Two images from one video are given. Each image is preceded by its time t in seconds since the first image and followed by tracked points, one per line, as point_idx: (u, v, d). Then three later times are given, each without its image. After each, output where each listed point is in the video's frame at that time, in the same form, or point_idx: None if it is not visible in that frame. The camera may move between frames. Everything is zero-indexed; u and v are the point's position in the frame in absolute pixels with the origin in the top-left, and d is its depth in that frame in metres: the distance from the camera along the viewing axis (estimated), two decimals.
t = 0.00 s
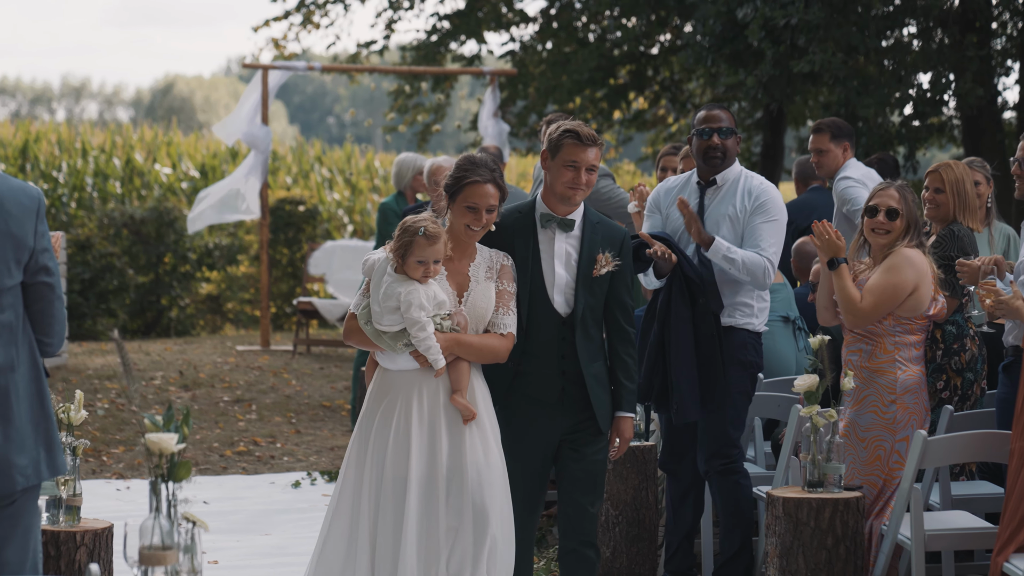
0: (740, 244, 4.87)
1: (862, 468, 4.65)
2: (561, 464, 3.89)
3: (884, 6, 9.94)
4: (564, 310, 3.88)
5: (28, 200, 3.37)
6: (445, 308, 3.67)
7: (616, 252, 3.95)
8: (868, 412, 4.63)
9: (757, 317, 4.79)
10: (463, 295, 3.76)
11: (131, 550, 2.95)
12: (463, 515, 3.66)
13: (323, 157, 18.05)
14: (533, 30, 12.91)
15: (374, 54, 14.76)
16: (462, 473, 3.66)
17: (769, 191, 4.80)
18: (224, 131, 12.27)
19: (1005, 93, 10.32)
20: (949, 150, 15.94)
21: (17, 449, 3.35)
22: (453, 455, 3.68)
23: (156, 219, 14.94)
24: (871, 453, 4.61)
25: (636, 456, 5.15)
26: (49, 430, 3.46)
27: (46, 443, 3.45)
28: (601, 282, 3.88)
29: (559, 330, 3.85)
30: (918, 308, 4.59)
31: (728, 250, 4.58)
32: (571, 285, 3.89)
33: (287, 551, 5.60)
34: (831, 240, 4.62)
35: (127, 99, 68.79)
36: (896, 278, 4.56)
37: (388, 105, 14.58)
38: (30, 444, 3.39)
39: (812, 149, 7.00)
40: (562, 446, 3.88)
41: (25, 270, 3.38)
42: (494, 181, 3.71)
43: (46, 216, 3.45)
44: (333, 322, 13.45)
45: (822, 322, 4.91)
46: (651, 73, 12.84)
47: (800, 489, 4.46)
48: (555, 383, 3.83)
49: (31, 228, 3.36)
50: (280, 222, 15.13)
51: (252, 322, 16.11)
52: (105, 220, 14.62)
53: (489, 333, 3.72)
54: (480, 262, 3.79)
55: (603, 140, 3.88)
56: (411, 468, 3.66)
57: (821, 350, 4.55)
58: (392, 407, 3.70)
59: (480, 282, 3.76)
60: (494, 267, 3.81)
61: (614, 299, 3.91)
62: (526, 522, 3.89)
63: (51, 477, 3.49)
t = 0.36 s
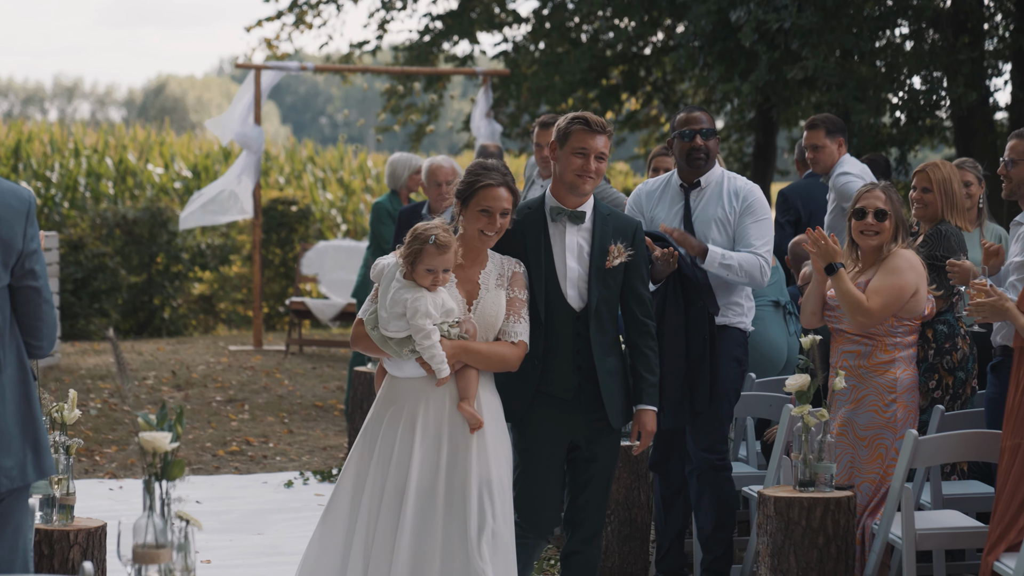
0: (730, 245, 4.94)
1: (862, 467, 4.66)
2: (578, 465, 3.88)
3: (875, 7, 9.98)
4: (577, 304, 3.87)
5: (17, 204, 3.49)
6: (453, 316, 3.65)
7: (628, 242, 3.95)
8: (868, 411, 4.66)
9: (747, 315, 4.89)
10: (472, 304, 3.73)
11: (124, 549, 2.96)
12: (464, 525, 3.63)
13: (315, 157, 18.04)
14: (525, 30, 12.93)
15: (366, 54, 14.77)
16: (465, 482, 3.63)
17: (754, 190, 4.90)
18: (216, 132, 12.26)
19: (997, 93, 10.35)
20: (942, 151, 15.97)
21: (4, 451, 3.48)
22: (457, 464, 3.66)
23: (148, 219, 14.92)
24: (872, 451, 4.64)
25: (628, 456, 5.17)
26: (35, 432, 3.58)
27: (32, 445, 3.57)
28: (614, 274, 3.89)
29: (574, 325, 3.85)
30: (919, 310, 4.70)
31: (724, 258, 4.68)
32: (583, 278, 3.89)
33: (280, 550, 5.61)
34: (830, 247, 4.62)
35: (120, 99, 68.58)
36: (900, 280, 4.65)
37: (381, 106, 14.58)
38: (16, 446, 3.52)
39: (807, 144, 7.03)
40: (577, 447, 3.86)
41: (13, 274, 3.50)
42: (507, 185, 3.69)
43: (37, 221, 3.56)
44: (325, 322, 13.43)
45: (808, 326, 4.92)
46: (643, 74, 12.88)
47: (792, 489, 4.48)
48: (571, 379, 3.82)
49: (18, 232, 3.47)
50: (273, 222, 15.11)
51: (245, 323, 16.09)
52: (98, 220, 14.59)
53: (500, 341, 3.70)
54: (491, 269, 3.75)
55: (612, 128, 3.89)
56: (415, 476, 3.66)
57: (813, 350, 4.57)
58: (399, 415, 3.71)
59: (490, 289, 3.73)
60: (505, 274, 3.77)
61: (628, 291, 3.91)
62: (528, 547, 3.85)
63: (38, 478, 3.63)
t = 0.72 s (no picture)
0: (723, 245, 4.98)
1: (861, 465, 4.69)
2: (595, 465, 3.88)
3: (868, 8, 10.01)
4: (588, 305, 3.89)
5: (8, 206, 3.50)
6: (468, 315, 3.61)
7: (637, 241, 3.96)
8: (865, 409, 4.70)
9: (740, 316, 4.90)
10: (490, 305, 3.71)
11: (118, 548, 2.96)
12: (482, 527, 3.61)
13: (309, 158, 18.04)
14: (519, 31, 12.94)
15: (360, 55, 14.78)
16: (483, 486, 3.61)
17: (744, 189, 4.94)
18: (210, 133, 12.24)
19: (988, 95, 10.38)
20: (935, 151, 16.00)
21: None
22: (476, 467, 3.63)
23: (142, 219, 14.90)
24: (871, 447, 4.68)
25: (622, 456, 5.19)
26: (25, 432, 3.60)
27: (21, 444, 3.60)
28: (623, 274, 3.89)
29: (586, 326, 3.87)
30: (909, 305, 4.75)
31: (717, 266, 4.75)
32: (592, 280, 3.91)
33: (273, 550, 5.62)
34: (826, 250, 4.68)
35: (113, 100, 68.41)
36: (894, 278, 4.71)
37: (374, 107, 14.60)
38: (6, 447, 3.54)
39: (804, 140, 7.04)
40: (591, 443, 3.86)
41: (5, 275, 3.51)
42: (529, 183, 3.67)
43: (28, 222, 3.57)
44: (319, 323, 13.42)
45: (795, 323, 4.96)
46: (636, 75, 12.91)
47: (784, 489, 4.50)
48: (582, 382, 3.82)
49: (9, 234, 3.48)
50: (266, 223, 15.09)
51: (239, 324, 16.09)
52: (91, 221, 14.56)
53: (519, 343, 3.67)
54: (508, 269, 3.73)
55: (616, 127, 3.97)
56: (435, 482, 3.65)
57: (805, 350, 4.58)
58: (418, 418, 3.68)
59: (508, 290, 3.71)
60: (523, 274, 3.74)
61: (638, 291, 3.92)
62: (563, 536, 3.68)
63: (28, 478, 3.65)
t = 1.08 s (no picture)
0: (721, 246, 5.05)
1: (859, 463, 4.72)
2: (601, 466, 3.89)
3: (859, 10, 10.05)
4: (598, 307, 3.90)
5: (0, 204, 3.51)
6: (483, 314, 3.59)
7: (647, 242, 3.95)
8: (863, 407, 4.72)
9: (734, 319, 4.93)
10: (505, 304, 3.69)
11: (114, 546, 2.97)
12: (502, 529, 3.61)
13: (302, 159, 18.02)
14: (512, 32, 12.96)
15: (352, 56, 14.78)
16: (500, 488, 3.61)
17: (742, 192, 5.04)
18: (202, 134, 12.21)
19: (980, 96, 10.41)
20: (927, 152, 16.03)
21: None
22: (492, 468, 3.62)
23: (135, 220, 14.86)
24: (869, 446, 4.70)
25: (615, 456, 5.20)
26: (19, 430, 3.60)
27: (16, 442, 3.60)
28: (633, 275, 3.89)
29: (597, 327, 3.87)
30: (901, 305, 4.77)
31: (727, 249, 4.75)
32: (602, 281, 3.91)
33: (267, 550, 5.63)
34: (826, 245, 4.68)
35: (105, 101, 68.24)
36: (886, 277, 4.73)
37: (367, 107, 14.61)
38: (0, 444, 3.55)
39: (798, 145, 7.05)
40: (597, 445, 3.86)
41: None
42: (543, 178, 3.66)
43: (20, 220, 3.59)
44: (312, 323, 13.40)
45: (787, 327, 4.97)
46: (629, 76, 12.93)
47: (776, 489, 4.52)
48: (593, 384, 3.83)
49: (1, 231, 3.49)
50: (259, 223, 15.07)
51: (231, 324, 16.09)
52: (84, 221, 14.51)
53: (535, 341, 3.64)
54: (523, 266, 3.71)
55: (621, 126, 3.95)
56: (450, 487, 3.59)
57: (797, 350, 4.60)
58: (433, 419, 3.66)
59: (522, 288, 3.69)
60: (538, 271, 3.72)
61: (647, 293, 3.91)
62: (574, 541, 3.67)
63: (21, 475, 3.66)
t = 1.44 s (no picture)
0: (720, 250, 5.08)
1: (851, 459, 4.74)
2: (611, 476, 3.75)
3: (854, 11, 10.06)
4: (605, 313, 3.81)
5: None
6: (493, 318, 3.49)
7: (654, 247, 3.88)
8: (857, 407, 4.75)
9: (734, 319, 4.96)
10: (514, 306, 3.59)
11: (109, 545, 2.97)
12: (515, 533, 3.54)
13: (296, 160, 18.01)
14: (505, 33, 12.98)
15: (346, 57, 14.77)
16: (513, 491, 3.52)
17: (744, 196, 5.05)
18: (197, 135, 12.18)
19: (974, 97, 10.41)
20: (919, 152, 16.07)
21: None
22: (503, 472, 3.52)
23: (128, 220, 14.82)
24: (862, 444, 4.73)
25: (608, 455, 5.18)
26: (14, 429, 3.60)
27: (12, 441, 3.60)
28: (640, 279, 3.81)
29: (604, 333, 3.77)
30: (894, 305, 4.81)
31: (713, 268, 4.75)
32: (609, 285, 3.84)
33: (261, 549, 5.62)
34: (815, 251, 4.67)
35: (98, 101, 68.10)
36: (876, 278, 4.74)
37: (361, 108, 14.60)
38: None
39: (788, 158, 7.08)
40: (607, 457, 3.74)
41: None
42: (551, 175, 3.58)
43: (15, 217, 3.59)
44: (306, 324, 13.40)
45: (783, 329, 5.01)
46: (623, 77, 12.94)
47: (770, 488, 4.53)
48: (602, 391, 3.73)
49: None
50: (252, 224, 15.04)
51: (225, 325, 16.07)
52: (78, 221, 14.48)
53: (545, 343, 3.56)
54: (533, 267, 3.61)
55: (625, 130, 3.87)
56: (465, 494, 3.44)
57: (791, 350, 4.62)
58: (440, 425, 3.52)
59: (533, 289, 3.59)
60: (548, 272, 3.62)
61: (653, 299, 3.83)
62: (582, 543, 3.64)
63: (17, 474, 3.65)
